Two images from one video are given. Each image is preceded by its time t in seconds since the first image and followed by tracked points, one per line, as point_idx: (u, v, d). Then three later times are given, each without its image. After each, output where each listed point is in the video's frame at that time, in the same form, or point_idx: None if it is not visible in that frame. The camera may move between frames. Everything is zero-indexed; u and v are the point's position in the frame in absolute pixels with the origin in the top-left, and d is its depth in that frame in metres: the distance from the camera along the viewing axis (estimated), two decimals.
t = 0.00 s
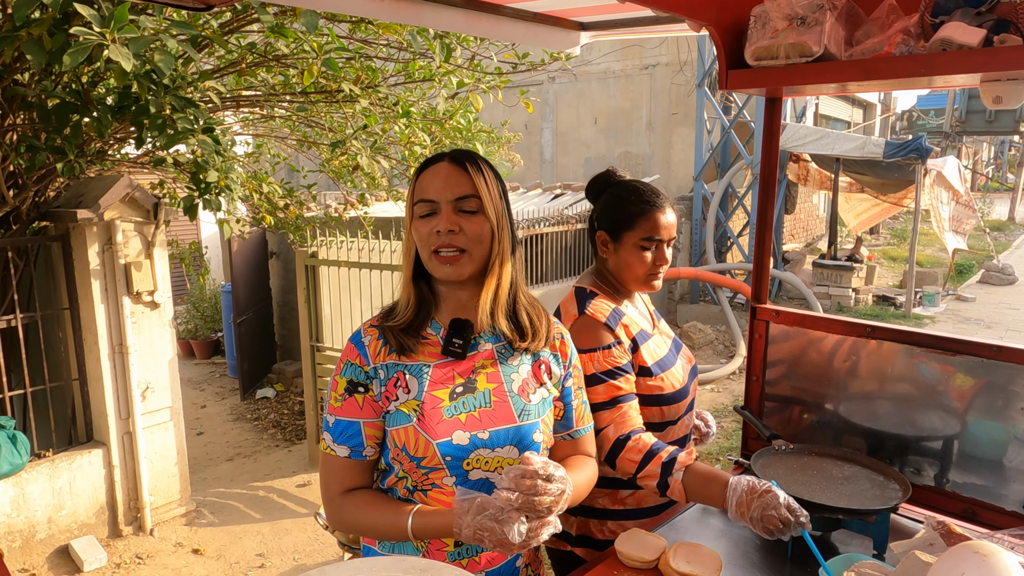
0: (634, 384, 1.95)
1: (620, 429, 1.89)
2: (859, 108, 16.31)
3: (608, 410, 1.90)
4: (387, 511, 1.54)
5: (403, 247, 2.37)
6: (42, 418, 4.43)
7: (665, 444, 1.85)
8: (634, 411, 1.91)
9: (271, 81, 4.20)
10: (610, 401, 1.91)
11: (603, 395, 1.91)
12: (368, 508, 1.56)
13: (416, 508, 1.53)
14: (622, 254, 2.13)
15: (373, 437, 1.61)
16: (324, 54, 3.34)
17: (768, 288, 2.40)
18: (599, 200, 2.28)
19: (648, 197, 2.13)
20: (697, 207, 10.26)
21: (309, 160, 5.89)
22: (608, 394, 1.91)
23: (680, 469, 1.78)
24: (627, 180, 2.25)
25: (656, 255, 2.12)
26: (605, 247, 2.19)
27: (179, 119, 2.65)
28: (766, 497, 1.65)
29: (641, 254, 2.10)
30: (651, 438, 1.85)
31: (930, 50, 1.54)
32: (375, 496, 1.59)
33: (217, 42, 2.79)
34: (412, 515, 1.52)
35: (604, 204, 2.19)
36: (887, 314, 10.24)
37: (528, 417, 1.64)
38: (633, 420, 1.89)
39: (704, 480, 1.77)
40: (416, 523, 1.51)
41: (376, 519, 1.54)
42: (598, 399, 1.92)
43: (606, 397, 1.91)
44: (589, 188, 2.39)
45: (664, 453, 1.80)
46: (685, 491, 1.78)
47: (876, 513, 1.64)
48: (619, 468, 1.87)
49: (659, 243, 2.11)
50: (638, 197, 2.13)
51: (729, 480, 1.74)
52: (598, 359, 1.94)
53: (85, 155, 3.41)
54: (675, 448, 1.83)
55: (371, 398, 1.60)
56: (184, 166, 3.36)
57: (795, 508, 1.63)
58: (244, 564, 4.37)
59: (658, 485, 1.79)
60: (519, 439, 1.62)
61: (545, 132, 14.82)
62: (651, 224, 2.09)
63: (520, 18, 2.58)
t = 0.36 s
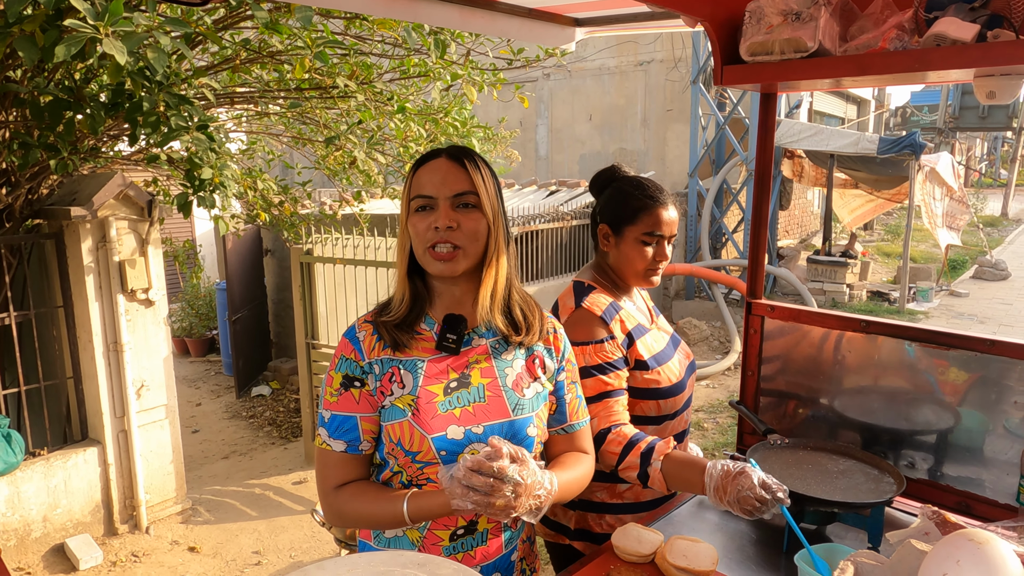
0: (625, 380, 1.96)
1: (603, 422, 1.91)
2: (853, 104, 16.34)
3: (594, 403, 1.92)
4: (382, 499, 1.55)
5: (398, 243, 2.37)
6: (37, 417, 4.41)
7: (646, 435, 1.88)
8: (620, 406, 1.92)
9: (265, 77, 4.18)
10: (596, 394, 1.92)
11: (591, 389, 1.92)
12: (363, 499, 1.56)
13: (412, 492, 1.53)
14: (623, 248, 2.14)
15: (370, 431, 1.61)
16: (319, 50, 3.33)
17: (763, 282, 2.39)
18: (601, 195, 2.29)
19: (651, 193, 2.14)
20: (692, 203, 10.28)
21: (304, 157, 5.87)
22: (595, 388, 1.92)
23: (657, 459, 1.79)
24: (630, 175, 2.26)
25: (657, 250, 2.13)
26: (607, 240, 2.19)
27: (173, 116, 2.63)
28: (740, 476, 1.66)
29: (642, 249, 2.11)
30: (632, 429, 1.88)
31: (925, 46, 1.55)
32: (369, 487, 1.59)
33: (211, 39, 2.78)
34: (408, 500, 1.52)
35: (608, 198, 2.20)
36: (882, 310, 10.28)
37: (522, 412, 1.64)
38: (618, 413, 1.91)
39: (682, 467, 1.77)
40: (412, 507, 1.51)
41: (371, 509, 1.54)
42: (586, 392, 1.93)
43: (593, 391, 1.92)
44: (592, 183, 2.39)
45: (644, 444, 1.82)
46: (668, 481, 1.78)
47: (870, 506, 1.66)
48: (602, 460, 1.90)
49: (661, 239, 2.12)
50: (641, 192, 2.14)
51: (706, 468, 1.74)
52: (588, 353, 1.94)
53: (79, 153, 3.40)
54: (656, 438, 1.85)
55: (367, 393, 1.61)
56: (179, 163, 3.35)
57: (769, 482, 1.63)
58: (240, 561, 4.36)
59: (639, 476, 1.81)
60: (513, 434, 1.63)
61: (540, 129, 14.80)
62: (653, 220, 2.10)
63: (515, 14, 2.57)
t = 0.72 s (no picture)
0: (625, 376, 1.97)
1: (608, 418, 1.89)
2: (844, 101, 16.42)
3: (599, 400, 1.91)
4: (379, 496, 1.54)
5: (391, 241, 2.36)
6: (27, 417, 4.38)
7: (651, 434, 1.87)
8: (624, 402, 1.92)
9: (257, 75, 4.16)
10: (601, 390, 1.92)
11: (593, 385, 1.92)
12: (360, 496, 1.55)
13: (410, 488, 1.52)
14: (616, 245, 2.15)
15: (363, 428, 1.61)
16: (310, 47, 3.31)
17: (755, 280, 2.41)
18: (594, 193, 2.29)
19: (642, 190, 2.15)
20: (685, 200, 10.31)
21: (296, 155, 5.86)
22: (599, 383, 1.92)
23: (664, 459, 1.79)
24: (622, 172, 2.26)
25: (649, 247, 2.14)
26: (599, 237, 2.20)
27: (164, 114, 2.62)
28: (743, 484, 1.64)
29: (635, 246, 2.12)
30: (638, 428, 1.87)
31: (913, 43, 1.56)
32: (367, 486, 1.58)
33: (202, 37, 2.77)
34: (407, 496, 1.51)
35: (600, 196, 2.20)
36: (873, 306, 10.34)
37: (512, 407, 1.65)
38: (622, 410, 1.90)
39: (690, 470, 1.76)
40: (412, 503, 1.50)
41: (371, 507, 1.53)
42: (589, 387, 1.92)
43: (596, 386, 1.92)
44: (584, 180, 2.39)
45: (651, 444, 1.81)
46: (674, 484, 1.78)
47: (860, 501, 1.67)
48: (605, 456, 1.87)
49: (653, 236, 2.13)
50: (634, 189, 2.15)
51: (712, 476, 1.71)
52: (591, 350, 1.95)
53: (68, 151, 3.38)
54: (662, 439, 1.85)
55: (358, 390, 1.60)
56: (170, 161, 3.34)
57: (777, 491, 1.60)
58: (233, 561, 4.35)
59: (645, 475, 1.80)
60: (502, 430, 1.63)
61: (532, 126, 14.80)
62: (645, 217, 2.11)
63: (508, 12, 2.58)
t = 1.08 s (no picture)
0: (627, 373, 1.97)
1: (606, 415, 1.91)
2: (850, 100, 16.37)
3: (597, 397, 1.93)
4: (381, 490, 1.54)
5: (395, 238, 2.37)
6: (35, 414, 4.41)
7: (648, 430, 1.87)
8: (623, 399, 1.93)
9: (263, 74, 4.17)
10: (600, 387, 1.93)
11: (593, 382, 1.94)
12: (363, 489, 1.56)
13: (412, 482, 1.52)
14: (620, 242, 2.15)
15: (367, 424, 1.62)
16: (315, 45, 3.32)
17: (760, 279, 2.41)
18: (597, 191, 2.29)
19: (646, 188, 2.16)
20: (689, 199, 10.30)
21: (301, 154, 5.87)
22: (598, 381, 1.93)
23: (656, 457, 1.78)
24: (625, 170, 2.27)
25: (653, 244, 2.14)
26: (604, 235, 2.20)
27: (170, 113, 2.62)
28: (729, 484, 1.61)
29: (639, 243, 2.12)
30: (633, 423, 1.88)
31: (919, 41, 1.56)
32: (369, 479, 1.59)
33: (208, 37, 2.78)
34: (409, 489, 1.51)
35: (603, 194, 2.20)
36: (879, 305, 10.30)
37: (515, 404, 1.65)
38: (620, 407, 1.91)
39: (685, 462, 1.75)
40: (413, 497, 1.50)
41: (373, 500, 1.54)
42: (589, 385, 1.95)
43: (596, 384, 1.94)
44: (588, 178, 2.39)
45: (645, 440, 1.82)
46: (670, 476, 1.77)
47: (865, 500, 1.67)
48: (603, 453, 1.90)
49: (657, 233, 2.13)
50: (637, 187, 2.15)
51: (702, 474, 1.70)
52: (591, 347, 1.95)
53: (75, 150, 3.40)
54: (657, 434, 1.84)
55: (362, 386, 1.61)
56: (176, 160, 3.35)
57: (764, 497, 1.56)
58: (239, 558, 4.37)
59: (641, 472, 1.81)
60: (506, 426, 1.64)
61: (537, 125, 14.80)
62: (649, 214, 2.11)
63: (512, 10, 2.58)
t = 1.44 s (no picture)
0: (623, 372, 1.99)
1: (600, 415, 1.94)
2: (852, 99, 16.35)
3: (592, 396, 1.96)
4: (388, 491, 1.54)
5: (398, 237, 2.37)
6: (38, 413, 4.41)
7: (641, 430, 1.88)
8: (618, 399, 1.95)
9: (265, 74, 4.17)
10: (595, 386, 1.95)
11: (588, 382, 1.96)
12: (371, 489, 1.55)
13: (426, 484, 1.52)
14: (620, 242, 2.14)
15: (371, 424, 1.61)
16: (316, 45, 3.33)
17: (762, 279, 2.40)
18: (598, 190, 2.29)
19: (646, 187, 2.16)
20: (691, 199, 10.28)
21: (303, 154, 5.87)
22: (594, 380, 1.95)
23: (646, 463, 1.81)
24: (625, 170, 2.26)
25: (653, 244, 2.14)
26: (603, 234, 2.20)
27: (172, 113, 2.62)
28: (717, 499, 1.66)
29: (638, 242, 2.12)
30: (626, 423, 1.89)
31: (922, 41, 1.55)
32: (375, 479, 1.58)
33: (210, 37, 2.78)
34: (422, 493, 1.51)
35: (603, 193, 2.20)
36: (881, 305, 10.29)
37: (517, 406, 1.65)
38: (613, 408, 1.94)
39: (675, 465, 1.79)
40: (427, 499, 1.51)
41: (382, 500, 1.53)
42: (584, 384, 1.97)
43: (591, 383, 1.96)
44: (588, 177, 2.39)
45: (635, 443, 1.83)
46: (664, 478, 1.81)
47: (868, 500, 1.66)
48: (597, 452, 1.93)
49: (657, 233, 2.13)
50: (638, 186, 2.15)
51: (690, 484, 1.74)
52: (586, 346, 1.97)
53: (78, 150, 3.40)
54: (649, 436, 1.85)
55: (366, 386, 1.61)
56: (178, 160, 3.36)
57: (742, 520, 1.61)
58: (241, 557, 4.38)
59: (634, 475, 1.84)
60: (508, 428, 1.64)
61: (539, 125, 14.79)
62: (649, 213, 2.11)
63: (514, 10, 2.57)
